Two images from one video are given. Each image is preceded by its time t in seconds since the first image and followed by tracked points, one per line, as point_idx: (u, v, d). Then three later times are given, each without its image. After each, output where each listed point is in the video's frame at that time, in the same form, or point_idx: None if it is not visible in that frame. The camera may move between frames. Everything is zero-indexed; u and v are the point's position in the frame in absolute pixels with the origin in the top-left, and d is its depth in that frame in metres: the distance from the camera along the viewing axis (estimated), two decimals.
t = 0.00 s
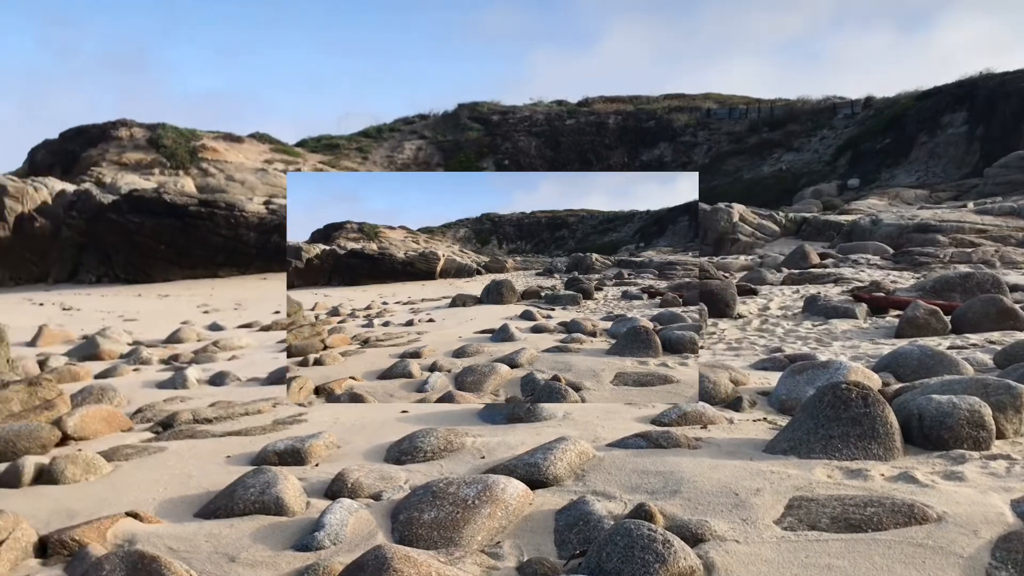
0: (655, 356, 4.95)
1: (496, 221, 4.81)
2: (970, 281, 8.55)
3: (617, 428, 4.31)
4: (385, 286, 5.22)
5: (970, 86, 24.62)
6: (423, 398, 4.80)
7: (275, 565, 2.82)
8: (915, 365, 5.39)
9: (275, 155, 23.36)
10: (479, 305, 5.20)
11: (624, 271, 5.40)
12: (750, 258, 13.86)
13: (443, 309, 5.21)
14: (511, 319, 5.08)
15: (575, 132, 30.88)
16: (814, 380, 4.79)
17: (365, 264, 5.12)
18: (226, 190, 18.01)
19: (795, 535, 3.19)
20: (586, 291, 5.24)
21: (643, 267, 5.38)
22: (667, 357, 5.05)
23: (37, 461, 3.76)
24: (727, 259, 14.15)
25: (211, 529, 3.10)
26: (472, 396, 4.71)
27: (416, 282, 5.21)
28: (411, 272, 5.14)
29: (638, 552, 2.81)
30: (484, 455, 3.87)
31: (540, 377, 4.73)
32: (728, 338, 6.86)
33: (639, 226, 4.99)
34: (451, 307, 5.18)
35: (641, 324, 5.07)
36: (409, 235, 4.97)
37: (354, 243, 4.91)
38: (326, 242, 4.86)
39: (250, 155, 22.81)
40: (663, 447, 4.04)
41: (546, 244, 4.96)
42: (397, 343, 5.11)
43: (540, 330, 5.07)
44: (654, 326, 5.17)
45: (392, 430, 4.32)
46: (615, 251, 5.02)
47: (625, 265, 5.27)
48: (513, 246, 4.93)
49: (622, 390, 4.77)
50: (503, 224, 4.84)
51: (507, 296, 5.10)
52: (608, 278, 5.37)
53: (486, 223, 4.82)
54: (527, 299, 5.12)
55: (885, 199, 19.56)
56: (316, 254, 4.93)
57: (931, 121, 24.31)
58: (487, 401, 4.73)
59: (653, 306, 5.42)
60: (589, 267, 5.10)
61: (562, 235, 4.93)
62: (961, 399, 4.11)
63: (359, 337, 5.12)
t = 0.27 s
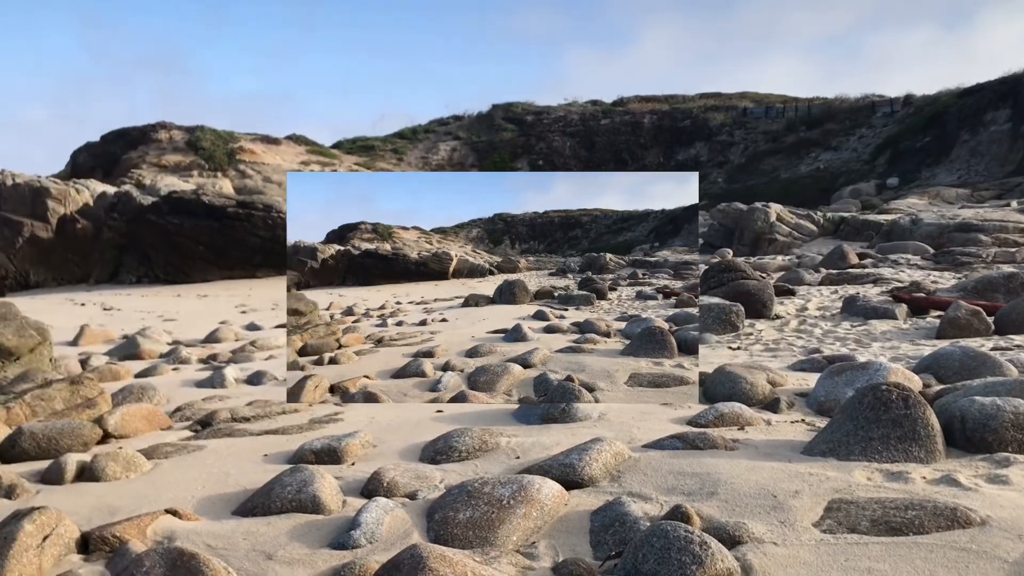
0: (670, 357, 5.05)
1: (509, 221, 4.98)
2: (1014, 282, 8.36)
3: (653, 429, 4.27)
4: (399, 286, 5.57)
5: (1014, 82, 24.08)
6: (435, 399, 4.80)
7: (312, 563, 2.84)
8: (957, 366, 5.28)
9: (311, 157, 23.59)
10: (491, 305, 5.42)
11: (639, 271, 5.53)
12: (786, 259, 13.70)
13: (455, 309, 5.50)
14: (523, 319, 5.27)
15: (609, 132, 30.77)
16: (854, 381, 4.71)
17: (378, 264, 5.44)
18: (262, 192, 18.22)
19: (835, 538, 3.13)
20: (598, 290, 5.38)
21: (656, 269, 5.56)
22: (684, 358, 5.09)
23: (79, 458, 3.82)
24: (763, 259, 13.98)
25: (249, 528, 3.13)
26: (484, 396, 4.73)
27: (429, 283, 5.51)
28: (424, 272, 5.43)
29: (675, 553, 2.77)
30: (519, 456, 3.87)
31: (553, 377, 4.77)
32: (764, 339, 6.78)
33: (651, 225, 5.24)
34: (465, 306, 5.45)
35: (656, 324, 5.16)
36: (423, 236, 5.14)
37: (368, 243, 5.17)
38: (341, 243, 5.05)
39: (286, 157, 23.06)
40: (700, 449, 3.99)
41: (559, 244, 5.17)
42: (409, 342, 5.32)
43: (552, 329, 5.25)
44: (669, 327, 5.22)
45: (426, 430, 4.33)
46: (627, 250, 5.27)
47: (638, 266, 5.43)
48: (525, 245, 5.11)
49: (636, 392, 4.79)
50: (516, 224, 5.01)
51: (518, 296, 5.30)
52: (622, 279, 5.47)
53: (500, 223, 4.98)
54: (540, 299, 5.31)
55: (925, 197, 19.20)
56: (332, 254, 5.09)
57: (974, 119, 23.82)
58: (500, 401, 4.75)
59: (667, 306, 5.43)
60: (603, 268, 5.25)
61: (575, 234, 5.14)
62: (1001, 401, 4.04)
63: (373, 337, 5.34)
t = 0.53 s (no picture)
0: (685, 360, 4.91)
1: (521, 220, 4.90)
2: None
3: (686, 430, 4.24)
4: (410, 286, 5.37)
5: None
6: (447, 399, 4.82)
7: (344, 561, 2.85)
8: (995, 368, 5.17)
9: (343, 158, 23.77)
10: (502, 305, 5.22)
11: (654, 271, 5.20)
12: (820, 259, 13.55)
13: (467, 309, 5.28)
14: (534, 319, 5.09)
15: (640, 132, 30.65)
16: (889, 383, 4.65)
17: (391, 264, 5.32)
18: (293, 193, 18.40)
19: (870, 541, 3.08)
20: (613, 290, 5.18)
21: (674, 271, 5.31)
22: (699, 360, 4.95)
23: (116, 456, 3.88)
24: (796, 259, 13.84)
25: (282, 525, 3.15)
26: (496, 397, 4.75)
27: (441, 282, 5.31)
28: (435, 273, 5.23)
29: (707, 555, 2.74)
30: (550, 456, 3.85)
31: (566, 379, 4.76)
32: (798, 340, 6.70)
33: (668, 226, 5.02)
34: (476, 307, 5.25)
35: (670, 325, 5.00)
36: (434, 236, 5.05)
37: (381, 244, 5.14)
38: (354, 243, 5.04)
39: (318, 159, 23.25)
40: (733, 450, 3.95)
41: (571, 245, 5.00)
42: (421, 343, 5.21)
43: (564, 331, 5.08)
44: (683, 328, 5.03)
45: (457, 429, 4.33)
46: (642, 251, 5.01)
47: (654, 266, 5.14)
48: (537, 246, 4.98)
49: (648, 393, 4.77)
50: (527, 223, 4.92)
51: (530, 296, 5.12)
52: (636, 279, 5.19)
53: (511, 223, 4.91)
54: (553, 299, 5.13)
55: (962, 197, 18.90)
56: (345, 255, 5.05)
57: (1012, 117, 23.39)
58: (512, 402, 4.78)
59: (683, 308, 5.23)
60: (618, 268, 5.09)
61: (587, 235, 4.99)
62: None
63: (385, 336, 5.25)
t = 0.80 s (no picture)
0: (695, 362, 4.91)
1: (531, 221, 4.84)
2: None
3: (716, 433, 4.21)
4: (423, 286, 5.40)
5: None
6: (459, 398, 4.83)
7: (373, 561, 2.86)
8: None
9: (372, 159, 23.91)
10: (514, 305, 5.25)
11: (665, 272, 5.12)
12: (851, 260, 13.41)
13: (477, 309, 5.36)
14: (546, 321, 5.10)
15: (669, 133, 30.73)
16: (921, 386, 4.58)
17: (402, 264, 5.30)
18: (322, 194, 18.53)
19: (903, 546, 3.03)
20: (624, 291, 5.11)
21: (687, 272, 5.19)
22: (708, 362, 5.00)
23: (149, 454, 3.93)
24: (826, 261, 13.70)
25: (312, 525, 3.17)
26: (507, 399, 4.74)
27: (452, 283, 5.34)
28: (447, 273, 5.22)
29: (738, 559, 2.71)
30: (579, 458, 3.84)
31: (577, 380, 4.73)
32: (828, 343, 6.62)
33: (680, 226, 4.94)
34: (487, 307, 5.33)
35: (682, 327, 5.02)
36: (445, 236, 4.98)
37: (393, 244, 5.08)
38: (366, 243, 5.01)
39: (347, 160, 23.40)
40: (763, 454, 3.91)
41: (583, 245, 4.94)
42: (432, 343, 5.24)
43: (576, 332, 5.08)
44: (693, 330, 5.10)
45: (486, 430, 4.33)
46: (655, 252, 4.92)
47: (666, 267, 5.05)
48: (548, 246, 4.94)
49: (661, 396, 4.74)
50: (539, 223, 4.86)
51: (542, 296, 5.12)
52: (648, 280, 5.11)
53: (521, 223, 4.86)
54: (564, 300, 5.12)
55: (998, 198, 18.58)
56: (358, 255, 5.09)
57: None
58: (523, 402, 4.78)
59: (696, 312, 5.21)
60: (630, 270, 4.99)
61: (599, 235, 4.91)
62: None
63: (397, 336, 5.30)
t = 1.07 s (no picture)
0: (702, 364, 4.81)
1: (541, 222, 4.87)
2: None
3: (744, 437, 4.17)
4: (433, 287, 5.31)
5: None
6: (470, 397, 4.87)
7: (400, 562, 2.86)
8: None
9: (399, 162, 24.01)
10: (525, 307, 5.21)
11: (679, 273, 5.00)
12: (881, 263, 13.24)
13: (488, 310, 5.31)
14: (557, 322, 5.10)
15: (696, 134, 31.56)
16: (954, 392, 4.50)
17: (413, 265, 5.26)
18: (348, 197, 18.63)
19: (935, 553, 2.98)
20: (635, 292, 5.04)
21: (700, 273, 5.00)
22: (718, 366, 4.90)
23: (178, 454, 3.96)
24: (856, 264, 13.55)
25: (339, 525, 3.18)
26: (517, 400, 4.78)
27: (462, 283, 5.29)
28: (457, 275, 5.16)
29: (766, 564, 2.68)
30: (605, 461, 3.82)
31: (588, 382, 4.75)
32: (859, 346, 6.53)
33: (692, 227, 4.78)
34: (497, 308, 5.25)
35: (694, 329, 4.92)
36: (455, 238, 4.96)
37: (404, 245, 5.07)
38: (378, 244, 5.03)
39: (373, 162, 23.51)
40: (792, 458, 3.86)
41: (593, 246, 4.95)
42: (443, 343, 5.20)
43: (587, 334, 5.03)
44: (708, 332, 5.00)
45: (512, 432, 4.32)
46: (666, 253, 4.83)
47: (678, 268, 4.93)
48: (559, 247, 4.98)
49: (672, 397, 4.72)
50: (548, 225, 4.90)
51: (552, 298, 5.09)
52: (660, 282, 5.00)
53: (531, 225, 4.89)
54: (574, 302, 5.10)
55: None
56: (369, 255, 5.10)
57: None
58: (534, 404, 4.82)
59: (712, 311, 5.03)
60: (641, 271, 4.94)
61: (610, 236, 4.93)
62: None
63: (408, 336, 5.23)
